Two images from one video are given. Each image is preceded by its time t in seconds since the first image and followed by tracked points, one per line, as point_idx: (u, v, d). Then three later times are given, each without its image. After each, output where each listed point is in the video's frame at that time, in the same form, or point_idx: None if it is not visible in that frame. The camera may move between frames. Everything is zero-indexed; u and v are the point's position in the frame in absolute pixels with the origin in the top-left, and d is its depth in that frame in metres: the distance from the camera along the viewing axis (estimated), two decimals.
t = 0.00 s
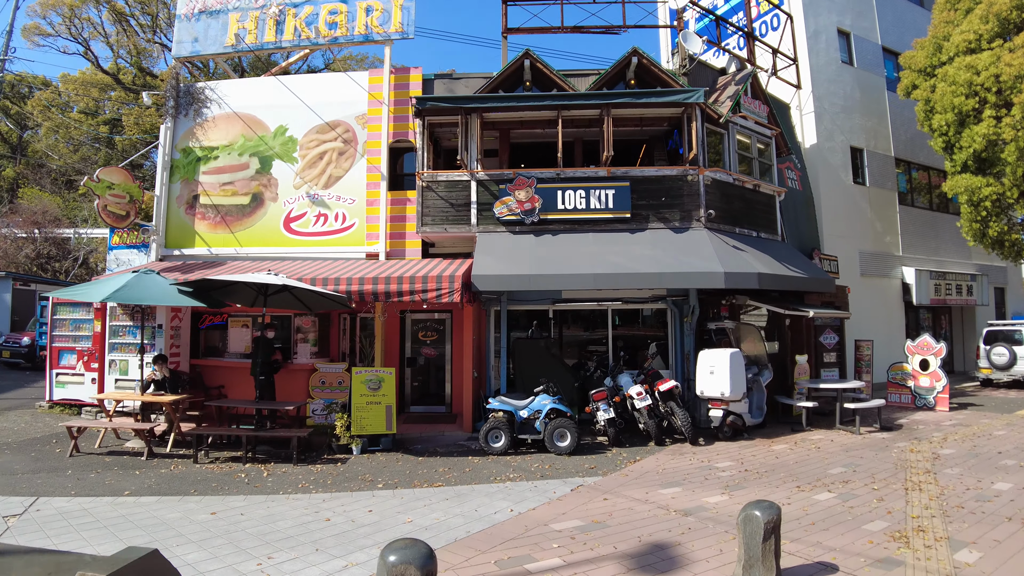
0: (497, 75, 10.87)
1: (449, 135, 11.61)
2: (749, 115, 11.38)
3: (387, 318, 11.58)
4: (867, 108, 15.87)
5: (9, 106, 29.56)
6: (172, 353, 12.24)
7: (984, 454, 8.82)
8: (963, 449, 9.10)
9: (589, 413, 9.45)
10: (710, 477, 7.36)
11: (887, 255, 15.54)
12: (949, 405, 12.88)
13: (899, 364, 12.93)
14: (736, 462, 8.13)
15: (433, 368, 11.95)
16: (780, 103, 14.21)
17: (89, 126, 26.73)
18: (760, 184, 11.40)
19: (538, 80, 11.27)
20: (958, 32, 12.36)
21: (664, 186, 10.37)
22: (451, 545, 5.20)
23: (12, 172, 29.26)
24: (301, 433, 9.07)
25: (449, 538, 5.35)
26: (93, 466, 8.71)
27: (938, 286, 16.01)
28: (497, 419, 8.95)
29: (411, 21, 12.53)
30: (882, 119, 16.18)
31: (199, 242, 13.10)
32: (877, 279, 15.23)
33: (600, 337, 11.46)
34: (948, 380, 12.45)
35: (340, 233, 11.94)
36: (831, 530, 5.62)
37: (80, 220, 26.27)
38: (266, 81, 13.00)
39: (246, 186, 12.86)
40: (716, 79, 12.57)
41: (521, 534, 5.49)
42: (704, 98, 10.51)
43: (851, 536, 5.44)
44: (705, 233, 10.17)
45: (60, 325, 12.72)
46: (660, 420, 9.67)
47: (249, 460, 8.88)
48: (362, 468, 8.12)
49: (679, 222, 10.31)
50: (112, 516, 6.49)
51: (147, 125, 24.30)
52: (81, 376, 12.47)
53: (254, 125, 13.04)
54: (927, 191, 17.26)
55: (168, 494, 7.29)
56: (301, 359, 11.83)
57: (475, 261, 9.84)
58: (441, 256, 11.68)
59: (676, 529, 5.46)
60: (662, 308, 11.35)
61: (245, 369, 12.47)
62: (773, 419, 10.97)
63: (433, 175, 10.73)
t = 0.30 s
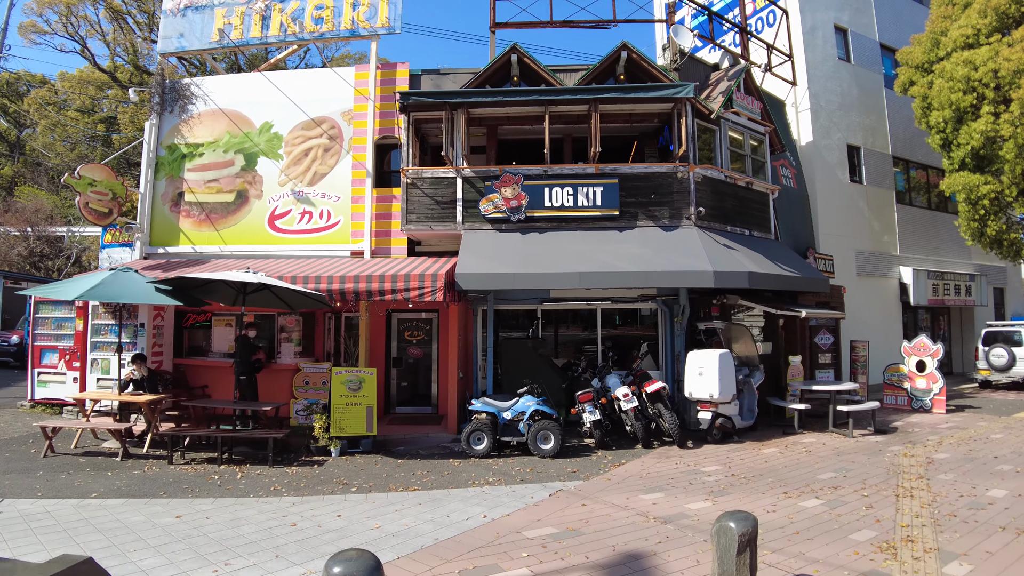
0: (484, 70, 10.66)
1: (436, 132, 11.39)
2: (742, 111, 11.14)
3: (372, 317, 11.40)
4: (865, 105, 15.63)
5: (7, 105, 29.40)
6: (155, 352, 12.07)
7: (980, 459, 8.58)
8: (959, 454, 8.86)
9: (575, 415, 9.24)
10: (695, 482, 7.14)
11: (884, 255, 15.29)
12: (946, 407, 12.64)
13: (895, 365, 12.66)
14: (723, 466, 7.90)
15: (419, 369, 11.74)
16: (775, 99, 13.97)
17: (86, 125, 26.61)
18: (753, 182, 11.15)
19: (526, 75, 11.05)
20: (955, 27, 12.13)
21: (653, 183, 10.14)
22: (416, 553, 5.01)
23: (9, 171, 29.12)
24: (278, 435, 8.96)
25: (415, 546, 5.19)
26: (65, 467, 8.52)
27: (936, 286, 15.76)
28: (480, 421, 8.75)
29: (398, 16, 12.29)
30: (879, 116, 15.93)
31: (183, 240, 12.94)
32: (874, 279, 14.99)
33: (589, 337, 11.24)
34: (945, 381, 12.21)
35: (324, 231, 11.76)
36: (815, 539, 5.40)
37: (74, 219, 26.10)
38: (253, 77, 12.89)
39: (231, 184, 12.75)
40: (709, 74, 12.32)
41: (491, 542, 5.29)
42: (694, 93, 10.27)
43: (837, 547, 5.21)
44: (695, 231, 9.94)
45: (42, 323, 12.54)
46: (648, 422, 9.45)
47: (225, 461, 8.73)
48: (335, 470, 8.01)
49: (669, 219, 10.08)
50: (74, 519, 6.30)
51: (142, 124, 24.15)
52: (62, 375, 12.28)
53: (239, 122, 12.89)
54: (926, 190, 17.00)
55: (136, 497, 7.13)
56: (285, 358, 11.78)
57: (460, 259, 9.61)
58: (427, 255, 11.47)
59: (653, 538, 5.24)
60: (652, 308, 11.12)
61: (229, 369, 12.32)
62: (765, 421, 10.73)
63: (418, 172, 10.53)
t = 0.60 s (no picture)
0: (465, 67, 10.49)
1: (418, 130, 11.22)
2: (729, 108, 10.93)
3: (353, 318, 11.25)
4: (858, 104, 15.42)
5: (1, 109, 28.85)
6: (134, 354, 11.94)
7: (971, 463, 8.33)
8: (949, 458, 8.62)
9: (556, 418, 9.01)
10: (674, 487, 6.92)
11: (878, 255, 15.06)
12: (940, 410, 12.39)
13: (888, 367, 12.42)
14: (705, 471, 7.66)
15: (401, 371, 11.56)
16: (765, 97, 13.77)
17: (80, 128, 26.40)
18: (740, 180, 10.94)
19: (509, 73, 10.88)
20: (947, 22, 11.94)
21: (637, 181, 9.94)
22: (371, 562, 4.82)
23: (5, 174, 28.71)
24: (248, 437, 8.81)
25: (371, 554, 4.99)
26: (32, 470, 8.31)
27: (931, 286, 15.53)
28: (458, 425, 8.53)
29: (380, 13, 12.11)
30: (873, 115, 15.72)
31: (164, 241, 12.78)
32: (868, 279, 14.76)
33: (573, 339, 11.04)
34: (938, 383, 11.95)
35: (305, 231, 11.61)
36: (791, 549, 5.17)
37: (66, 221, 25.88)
38: (236, 77, 12.76)
39: (212, 184, 12.59)
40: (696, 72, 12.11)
41: (452, 550, 5.10)
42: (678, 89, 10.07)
43: (813, 557, 4.99)
44: (679, 230, 9.73)
45: (21, 324, 12.33)
46: (631, 425, 9.27)
47: (196, 465, 8.57)
48: (303, 476, 7.87)
49: (653, 219, 9.87)
50: (28, 524, 6.10)
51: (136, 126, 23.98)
52: (41, 377, 12.07)
53: (221, 121, 12.74)
54: (921, 190, 16.78)
55: (97, 501, 6.95)
56: (264, 361, 11.71)
57: (439, 259, 9.40)
58: (409, 255, 11.27)
59: (621, 547, 5.02)
60: (637, 309, 10.92)
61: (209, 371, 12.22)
62: (753, 424, 10.50)
63: (398, 171, 10.34)
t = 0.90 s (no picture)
0: (447, 63, 10.29)
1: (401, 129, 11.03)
2: (717, 105, 10.69)
3: (335, 320, 11.15)
4: (852, 101, 15.19)
5: None
6: (113, 357, 11.76)
7: (965, 468, 8.07)
8: (942, 463, 8.36)
9: (538, 422, 8.76)
10: (653, 494, 6.68)
11: (873, 255, 14.80)
12: (936, 412, 12.12)
13: (883, 368, 12.16)
14: (688, 476, 7.42)
15: (384, 374, 11.39)
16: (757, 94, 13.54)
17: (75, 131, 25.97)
18: (729, 178, 10.68)
19: (492, 69, 10.69)
20: (940, 17, 11.77)
21: (622, 179, 9.72)
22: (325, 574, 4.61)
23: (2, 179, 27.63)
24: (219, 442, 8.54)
25: (325, 566, 4.79)
26: None
27: (927, 286, 15.28)
28: (436, 430, 8.30)
29: (362, 10, 11.94)
30: (867, 113, 15.48)
31: (145, 242, 12.63)
32: (863, 279, 14.52)
33: (558, 341, 10.80)
34: (934, 385, 11.68)
35: (285, 231, 11.49)
36: (769, 561, 4.92)
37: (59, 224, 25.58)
38: (219, 77, 12.67)
39: (193, 184, 12.47)
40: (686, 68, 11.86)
41: (412, 561, 4.88)
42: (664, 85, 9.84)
43: (791, 571, 4.74)
44: (665, 229, 9.50)
45: None
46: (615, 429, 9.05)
47: (166, 469, 8.40)
48: (271, 481, 7.81)
49: (638, 218, 9.64)
50: None
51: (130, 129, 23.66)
52: (19, 381, 11.88)
53: (203, 121, 12.62)
54: (917, 189, 16.53)
55: (58, 507, 6.75)
56: (244, 363, 11.63)
57: (418, 259, 9.20)
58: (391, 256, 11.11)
59: (589, 559, 4.78)
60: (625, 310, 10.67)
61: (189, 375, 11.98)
62: (742, 427, 10.26)
63: (378, 169, 10.14)
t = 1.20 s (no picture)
0: (429, 54, 10.05)
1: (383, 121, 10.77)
2: (707, 97, 10.39)
3: (316, 317, 11.00)
4: (848, 95, 14.89)
5: None
6: (89, 355, 11.51)
7: (960, 473, 7.76)
8: (937, 467, 8.05)
9: (519, 422, 8.47)
10: (632, 499, 6.39)
11: (870, 252, 14.49)
12: (933, 413, 11.81)
13: (879, 368, 11.86)
14: (671, 480, 7.10)
15: (366, 372, 11.15)
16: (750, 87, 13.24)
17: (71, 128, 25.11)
18: (720, 172, 10.36)
19: (476, 60, 10.43)
20: (937, 7, 11.55)
21: (608, 172, 9.42)
22: None
23: None
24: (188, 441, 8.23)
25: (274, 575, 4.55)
26: None
27: (925, 284, 14.98)
28: (413, 431, 8.04)
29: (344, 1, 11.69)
30: (864, 107, 15.18)
31: (125, 238, 12.38)
32: (859, 277, 14.22)
33: (545, 339, 10.48)
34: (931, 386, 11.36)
35: (265, 227, 11.33)
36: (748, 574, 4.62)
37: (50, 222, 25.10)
38: (201, 70, 12.46)
39: (173, 179, 12.24)
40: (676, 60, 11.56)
41: (367, 570, 4.63)
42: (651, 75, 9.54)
43: None
44: (651, 224, 9.21)
45: None
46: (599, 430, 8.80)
47: (133, 470, 8.16)
48: (239, 483, 7.64)
49: (624, 212, 9.35)
50: None
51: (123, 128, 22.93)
52: None
53: (183, 115, 12.41)
54: (915, 186, 16.21)
55: (13, 510, 6.51)
56: (224, 361, 11.46)
57: (397, 255, 8.94)
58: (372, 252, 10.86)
59: (554, 571, 4.50)
60: (613, 308, 10.35)
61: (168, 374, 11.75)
62: (731, 428, 9.97)
63: (358, 163, 9.87)
